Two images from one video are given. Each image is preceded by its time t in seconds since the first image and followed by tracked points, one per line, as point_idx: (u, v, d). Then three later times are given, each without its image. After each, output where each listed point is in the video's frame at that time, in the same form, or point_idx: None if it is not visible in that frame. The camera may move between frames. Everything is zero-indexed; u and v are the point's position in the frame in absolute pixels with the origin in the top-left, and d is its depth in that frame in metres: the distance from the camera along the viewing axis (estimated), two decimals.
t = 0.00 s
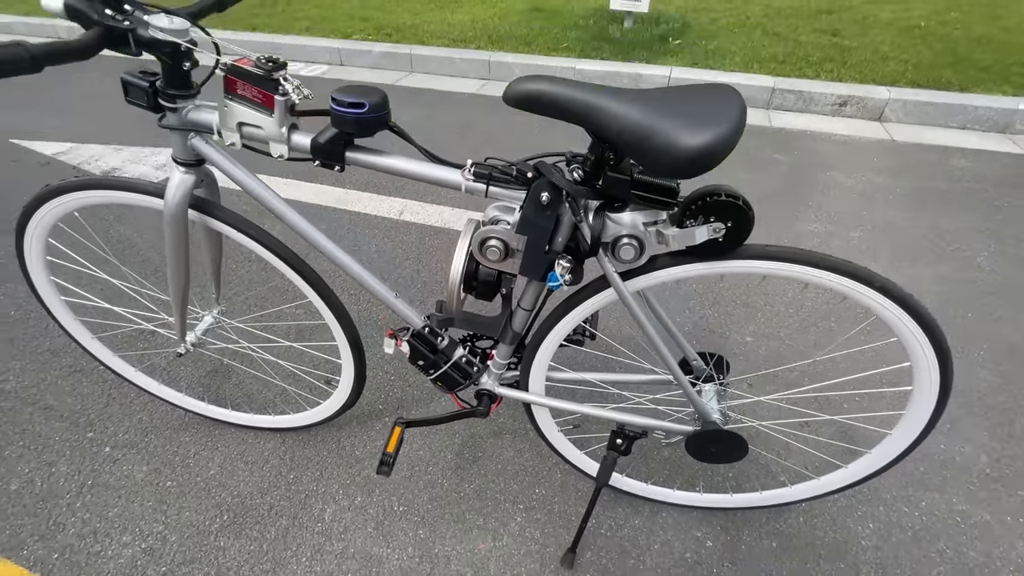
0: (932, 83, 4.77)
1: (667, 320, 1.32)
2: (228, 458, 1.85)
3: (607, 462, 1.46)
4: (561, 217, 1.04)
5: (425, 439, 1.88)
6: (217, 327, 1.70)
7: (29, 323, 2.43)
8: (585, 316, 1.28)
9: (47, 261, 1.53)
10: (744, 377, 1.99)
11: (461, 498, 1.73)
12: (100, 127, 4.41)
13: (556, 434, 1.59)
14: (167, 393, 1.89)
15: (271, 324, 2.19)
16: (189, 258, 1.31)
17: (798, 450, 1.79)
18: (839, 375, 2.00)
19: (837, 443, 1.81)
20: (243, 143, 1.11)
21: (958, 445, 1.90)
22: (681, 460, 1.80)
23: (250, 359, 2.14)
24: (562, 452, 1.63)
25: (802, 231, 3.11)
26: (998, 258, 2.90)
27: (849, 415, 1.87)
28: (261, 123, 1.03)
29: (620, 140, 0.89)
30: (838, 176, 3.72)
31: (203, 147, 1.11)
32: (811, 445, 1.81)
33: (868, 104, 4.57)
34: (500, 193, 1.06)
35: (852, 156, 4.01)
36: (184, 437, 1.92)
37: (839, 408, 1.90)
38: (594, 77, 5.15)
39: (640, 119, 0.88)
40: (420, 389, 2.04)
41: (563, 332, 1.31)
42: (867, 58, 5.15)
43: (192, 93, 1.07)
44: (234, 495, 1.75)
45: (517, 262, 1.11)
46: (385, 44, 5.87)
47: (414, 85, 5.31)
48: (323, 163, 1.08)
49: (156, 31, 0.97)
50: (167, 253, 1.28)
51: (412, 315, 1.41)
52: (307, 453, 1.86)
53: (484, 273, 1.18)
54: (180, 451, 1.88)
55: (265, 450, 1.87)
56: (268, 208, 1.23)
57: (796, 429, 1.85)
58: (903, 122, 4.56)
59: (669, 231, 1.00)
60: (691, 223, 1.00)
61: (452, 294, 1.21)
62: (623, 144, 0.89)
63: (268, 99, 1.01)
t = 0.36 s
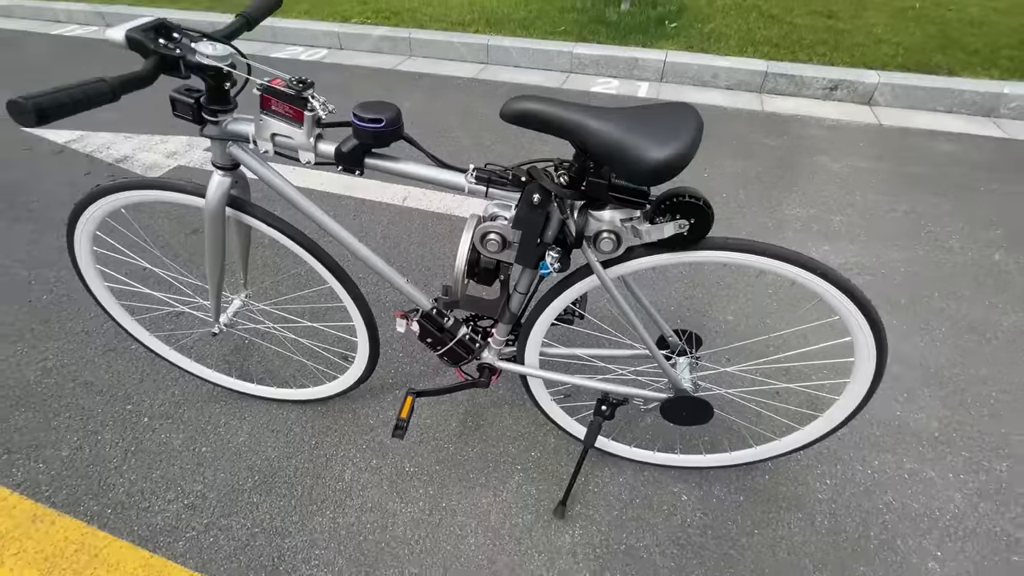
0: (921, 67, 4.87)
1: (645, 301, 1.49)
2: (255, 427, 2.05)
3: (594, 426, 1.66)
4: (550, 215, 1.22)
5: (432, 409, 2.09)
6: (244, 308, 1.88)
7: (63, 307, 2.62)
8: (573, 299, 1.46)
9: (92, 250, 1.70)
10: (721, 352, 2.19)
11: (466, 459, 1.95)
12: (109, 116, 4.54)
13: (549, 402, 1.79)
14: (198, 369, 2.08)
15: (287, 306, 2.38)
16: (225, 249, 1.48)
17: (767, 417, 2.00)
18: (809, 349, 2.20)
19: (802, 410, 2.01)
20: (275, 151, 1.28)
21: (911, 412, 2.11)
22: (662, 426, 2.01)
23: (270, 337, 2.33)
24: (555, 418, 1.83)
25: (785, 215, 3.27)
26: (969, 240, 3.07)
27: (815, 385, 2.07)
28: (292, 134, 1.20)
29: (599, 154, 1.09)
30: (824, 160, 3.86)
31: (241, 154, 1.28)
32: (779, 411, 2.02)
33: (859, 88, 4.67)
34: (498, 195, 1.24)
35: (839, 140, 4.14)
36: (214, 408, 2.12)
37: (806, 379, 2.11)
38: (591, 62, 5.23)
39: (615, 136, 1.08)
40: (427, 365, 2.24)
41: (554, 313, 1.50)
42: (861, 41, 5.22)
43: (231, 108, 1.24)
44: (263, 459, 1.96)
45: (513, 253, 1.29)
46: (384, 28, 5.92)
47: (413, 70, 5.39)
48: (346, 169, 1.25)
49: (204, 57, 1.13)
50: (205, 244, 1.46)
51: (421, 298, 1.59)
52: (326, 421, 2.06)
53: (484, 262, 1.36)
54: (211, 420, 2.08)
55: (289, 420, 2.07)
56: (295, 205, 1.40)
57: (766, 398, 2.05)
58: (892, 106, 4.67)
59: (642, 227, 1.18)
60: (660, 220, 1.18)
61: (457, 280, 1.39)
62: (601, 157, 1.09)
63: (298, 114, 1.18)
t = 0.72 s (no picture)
0: (900, 59, 5.10)
1: (638, 274, 1.70)
2: (287, 397, 2.26)
3: (594, 386, 1.89)
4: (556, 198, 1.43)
5: (447, 379, 2.30)
6: (278, 289, 2.08)
7: (97, 294, 2.81)
8: (575, 273, 1.67)
9: (143, 237, 1.90)
10: (709, 325, 2.42)
11: (479, 422, 2.16)
12: (120, 114, 4.69)
13: (554, 368, 2.02)
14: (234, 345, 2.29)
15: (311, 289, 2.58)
16: (269, 234, 1.69)
17: (748, 380, 2.23)
18: (787, 320, 2.43)
19: (780, 373, 2.25)
20: (317, 146, 1.47)
21: (878, 375, 2.34)
22: (655, 391, 2.24)
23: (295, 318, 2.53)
24: (559, 382, 2.06)
25: (769, 201, 3.49)
26: (939, 222, 3.30)
27: (791, 351, 2.31)
28: (335, 131, 1.40)
29: (599, 147, 1.29)
30: (807, 149, 4.08)
31: (289, 151, 1.49)
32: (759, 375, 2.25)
33: (841, 79, 4.88)
34: (511, 181, 1.45)
35: (822, 129, 4.36)
36: (248, 382, 2.31)
37: (784, 347, 2.34)
38: (585, 55, 5.40)
39: (613, 132, 1.28)
40: (440, 341, 2.46)
41: (559, 286, 1.71)
42: (844, 32, 5.42)
43: (280, 109, 1.43)
44: (296, 425, 2.16)
45: (524, 232, 1.50)
46: (382, 23, 6.06)
47: (412, 65, 5.54)
48: (380, 160, 1.46)
49: (261, 66, 1.33)
50: (252, 229, 1.65)
51: (441, 275, 1.80)
52: (351, 391, 2.27)
53: (499, 240, 1.57)
54: (246, 392, 2.28)
55: (317, 390, 2.28)
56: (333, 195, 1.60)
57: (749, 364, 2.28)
58: (872, 96, 4.89)
59: (634, 207, 1.39)
60: (650, 201, 1.38)
61: (475, 257, 1.60)
62: (601, 149, 1.29)
63: (340, 114, 1.37)
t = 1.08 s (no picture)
0: (871, 61, 5.42)
1: (632, 253, 1.95)
2: (315, 375, 2.48)
3: (595, 355, 2.13)
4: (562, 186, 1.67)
5: (460, 356, 2.54)
6: (308, 275, 2.31)
7: (128, 287, 3.00)
8: (577, 252, 1.92)
9: (190, 229, 2.12)
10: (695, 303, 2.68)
11: (491, 392, 2.40)
12: (132, 121, 4.88)
13: (558, 341, 2.26)
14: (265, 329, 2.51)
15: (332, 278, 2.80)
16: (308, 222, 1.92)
17: (731, 351, 2.49)
18: (765, 298, 2.70)
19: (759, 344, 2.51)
20: (355, 144, 1.71)
21: (847, 346, 2.61)
22: (647, 363, 2.49)
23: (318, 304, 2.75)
24: (563, 354, 2.30)
25: (751, 194, 3.77)
26: (905, 211, 3.59)
27: (769, 325, 2.57)
28: (371, 130, 1.63)
29: (598, 141, 1.54)
30: (785, 146, 4.37)
31: (331, 148, 1.73)
32: (741, 347, 2.51)
33: (817, 80, 5.19)
34: (522, 172, 1.69)
35: (799, 128, 4.66)
36: (278, 362, 2.53)
37: (763, 321, 2.60)
38: (576, 60, 5.67)
39: (609, 128, 1.53)
40: (453, 323, 2.69)
41: (563, 264, 1.95)
42: (819, 36, 5.74)
43: (323, 112, 1.67)
44: (325, 398, 2.38)
45: (533, 215, 1.74)
46: (380, 31, 6.29)
47: (411, 70, 5.78)
48: (410, 155, 1.69)
49: (312, 75, 1.57)
50: (294, 218, 1.89)
51: (458, 257, 2.03)
52: (373, 369, 2.50)
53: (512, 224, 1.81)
54: (277, 371, 2.50)
55: (342, 368, 2.50)
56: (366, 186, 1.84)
57: (732, 337, 2.54)
58: (846, 96, 5.20)
59: (628, 191, 1.64)
60: (641, 186, 1.63)
61: (491, 238, 1.84)
62: (600, 143, 1.54)
63: (377, 116, 1.61)
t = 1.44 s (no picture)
0: (849, 65, 5.67)
1: (625, 243, 2.13)
2: (328, 364, 2.62)
3: (592, 338, 2.30)
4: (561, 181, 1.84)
5: (465, 345, 2.71)
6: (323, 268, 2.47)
7: (144, 286, 3.13)
8: (575, 243, 2.09)
9: (213, 225, 2.27)
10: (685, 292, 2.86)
11: (495, 377, 2.56)
12: (136, 128, 5.00)
13: (557, 327, 2.43)
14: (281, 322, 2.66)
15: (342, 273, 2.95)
16: (326, 217, 2.08)
17: (718, 336, 2.68)
18: (749, 286, 2.88)
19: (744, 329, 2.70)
20: (371, 144, 1.87)
21: (825, 330, 2.81)
22: (641, 348, 2.67)
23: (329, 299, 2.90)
24: (562, 339, 2.47)
25: (736, 192, 3.98)
26: (880, 206, 3.81)
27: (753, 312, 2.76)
28: (387, 132, 1.80)
29: (594, 140, 1.71)
30: (768, 146, 4.59)
31: (349, 148, 1.89)
32: (727, 332, 2.70)
33: (798, 84, 5.43)
34: (525, 169, 1.86)
35: (781, 129, 4.89)
36: (293, 353, 2.68)
37: (747, 308, 2.79)
38: (567, 66, 5.88)
39: (603, 128, 1.70)
40: (457, 315, 2.86)
41: (562, 254, 2.12)
42: (800, 42, 5.99)
43: (343, 116, 1.83)
44: (339, 385, 2.53)
45: (535, 208, 1.91)
46: (376, 39, 6.46)
47: (408, 77, 5.95)
48: (422, 154, 1.85)
49: (334, 82, 1.73)
50: (313, 214, 2.05)
51: (465, 249, 2.20)
52: (384, 357, 2.65)
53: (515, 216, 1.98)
54: (292, 361, 2.64)
55: (354, 357, 2.65)
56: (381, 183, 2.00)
57: (719, 322, 2.72)
58: (826, 98, 5.44)
59: (620, 185, 1.82)
60: (632, 180, 1.81)
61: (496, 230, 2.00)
62: (595, 142, 1.72)
63: (393, 119, 1.78)
